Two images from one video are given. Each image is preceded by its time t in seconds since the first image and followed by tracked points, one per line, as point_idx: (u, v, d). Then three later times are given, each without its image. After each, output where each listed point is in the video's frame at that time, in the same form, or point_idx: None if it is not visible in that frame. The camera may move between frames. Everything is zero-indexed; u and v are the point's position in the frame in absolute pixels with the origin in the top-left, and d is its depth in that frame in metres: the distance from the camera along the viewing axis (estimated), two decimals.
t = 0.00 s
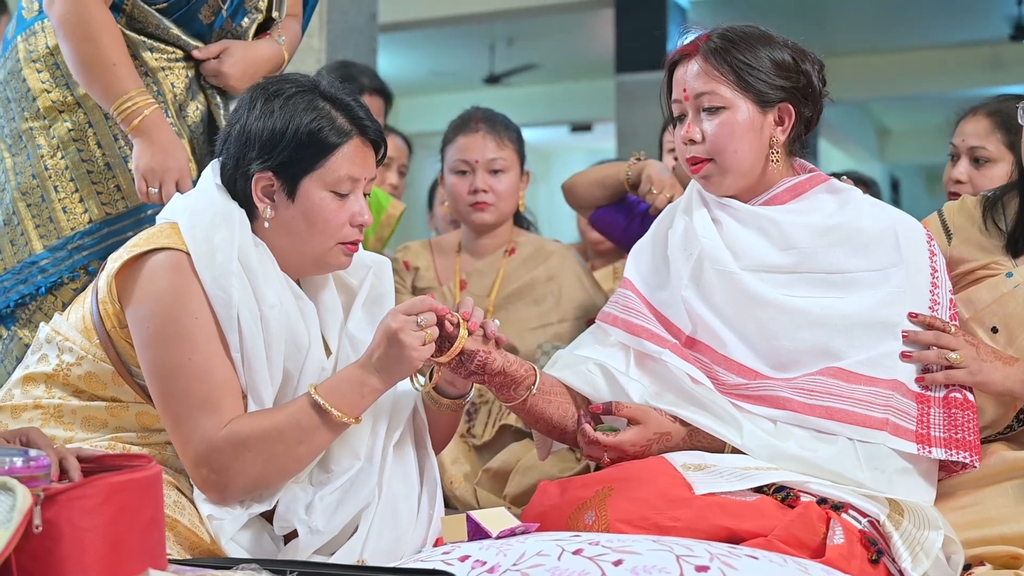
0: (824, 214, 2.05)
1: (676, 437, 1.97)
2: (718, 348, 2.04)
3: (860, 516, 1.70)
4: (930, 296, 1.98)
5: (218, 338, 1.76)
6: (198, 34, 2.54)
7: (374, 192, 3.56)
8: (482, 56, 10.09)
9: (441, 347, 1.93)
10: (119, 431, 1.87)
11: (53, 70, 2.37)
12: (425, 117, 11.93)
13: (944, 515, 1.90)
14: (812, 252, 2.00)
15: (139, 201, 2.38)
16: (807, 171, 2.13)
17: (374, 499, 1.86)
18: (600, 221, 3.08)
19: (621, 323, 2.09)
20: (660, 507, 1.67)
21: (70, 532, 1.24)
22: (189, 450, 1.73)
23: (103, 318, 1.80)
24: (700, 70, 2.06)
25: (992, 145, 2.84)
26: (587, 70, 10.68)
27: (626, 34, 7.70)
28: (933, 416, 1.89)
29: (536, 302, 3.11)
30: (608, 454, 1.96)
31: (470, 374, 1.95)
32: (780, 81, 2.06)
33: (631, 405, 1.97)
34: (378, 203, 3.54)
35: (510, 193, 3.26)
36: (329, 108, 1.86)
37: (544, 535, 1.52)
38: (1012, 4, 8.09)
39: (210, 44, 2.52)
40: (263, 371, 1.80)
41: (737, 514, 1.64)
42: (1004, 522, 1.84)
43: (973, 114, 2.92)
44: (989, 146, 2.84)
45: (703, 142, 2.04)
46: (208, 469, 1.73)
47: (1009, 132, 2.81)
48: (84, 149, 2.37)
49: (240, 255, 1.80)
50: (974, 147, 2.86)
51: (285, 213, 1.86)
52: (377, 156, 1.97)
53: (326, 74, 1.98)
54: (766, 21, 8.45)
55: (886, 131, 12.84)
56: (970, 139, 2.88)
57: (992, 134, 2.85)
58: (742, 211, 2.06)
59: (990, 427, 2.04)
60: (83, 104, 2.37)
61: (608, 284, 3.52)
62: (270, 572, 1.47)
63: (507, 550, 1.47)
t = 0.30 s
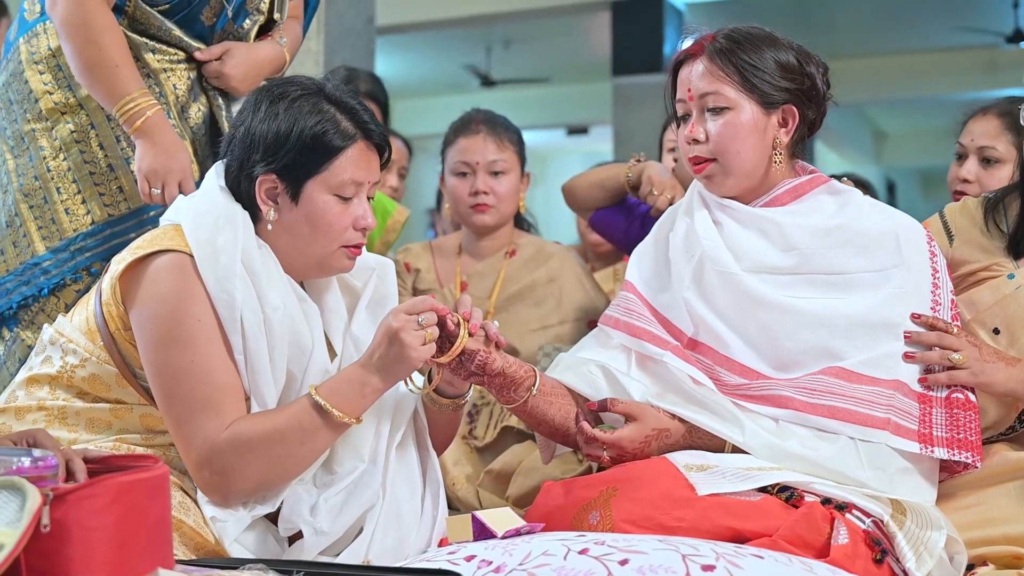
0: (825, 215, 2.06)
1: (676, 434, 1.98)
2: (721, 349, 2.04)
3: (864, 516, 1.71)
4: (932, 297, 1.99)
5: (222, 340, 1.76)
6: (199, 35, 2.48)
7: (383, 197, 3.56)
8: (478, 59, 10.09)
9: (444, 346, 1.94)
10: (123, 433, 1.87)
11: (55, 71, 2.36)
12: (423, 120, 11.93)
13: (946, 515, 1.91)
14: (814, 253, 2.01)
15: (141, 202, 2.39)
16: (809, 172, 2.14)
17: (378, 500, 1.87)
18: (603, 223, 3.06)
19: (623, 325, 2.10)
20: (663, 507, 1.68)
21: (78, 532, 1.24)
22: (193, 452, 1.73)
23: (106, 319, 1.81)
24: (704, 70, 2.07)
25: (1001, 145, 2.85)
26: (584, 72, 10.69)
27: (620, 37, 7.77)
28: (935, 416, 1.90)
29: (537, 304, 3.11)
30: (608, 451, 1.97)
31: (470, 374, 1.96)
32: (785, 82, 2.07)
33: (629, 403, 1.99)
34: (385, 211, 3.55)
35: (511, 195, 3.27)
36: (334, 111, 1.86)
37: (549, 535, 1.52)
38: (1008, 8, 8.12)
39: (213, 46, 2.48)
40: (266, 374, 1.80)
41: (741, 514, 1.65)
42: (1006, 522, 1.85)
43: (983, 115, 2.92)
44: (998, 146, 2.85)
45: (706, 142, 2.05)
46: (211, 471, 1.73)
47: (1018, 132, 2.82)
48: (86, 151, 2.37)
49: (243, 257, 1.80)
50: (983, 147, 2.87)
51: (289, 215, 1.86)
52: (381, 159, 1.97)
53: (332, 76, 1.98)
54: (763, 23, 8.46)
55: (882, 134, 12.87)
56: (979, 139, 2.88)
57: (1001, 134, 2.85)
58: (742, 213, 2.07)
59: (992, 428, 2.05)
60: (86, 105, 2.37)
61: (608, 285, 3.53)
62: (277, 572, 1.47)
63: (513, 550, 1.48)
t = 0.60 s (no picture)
0: (826, 216, 2.06)
1: (679, 422, 1.98)
2: (725, 349, 2.04)
3: (869, 516, 1.72)
4: (934, 297, 2.00)
5: (226, 342, 1.77)
6: (203, 37, 2.46)
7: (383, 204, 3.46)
8: (476, 61, 10.09)
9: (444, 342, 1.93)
10: (128, 434, 1.87)
11: (59, 74, 2.35)
12: (422, 122, 11.94)
13: (950, 515, 1.92)
14: (815, 254, 2.02)
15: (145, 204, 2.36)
16: (811, 173, 2.15)
17: (384, 500, 1.87)
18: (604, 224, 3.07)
19: (626, 326, 2.11)
20: (668, 507, 1.71)
21: (88, 532, 1.25)
22: (198, 454, 1.73)
23: (111, 322, 1.81)
24: (710, 70, 2.08)
25: (1008, 146, 2.86)
26: (583, 74, 10.69)
27: (619, 39, 7.78)
28: (937, 415, 1.91)
29: (539, 306, 3.11)
30: (613, 440, 1.96)
31: (472, 373, 1.96)
32: (790, 84, 2.08)
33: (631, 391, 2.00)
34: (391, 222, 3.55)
35: (512, 197, 3.28)
36: (339, 114, 1.87)
37: (555, 535, 1.53)
38: (1005, 10, 8.16)
39: (216, 48, 2.46)
40: (271, 376, 1.80)
41: (746, 514, 1.67)
42: (1010, 522, 1.86)
43: (990, 116, 2.94)
44: (1005, 147, 2.87)
45: (711, 142, 2.06)
46: (217, 472, 1.73)
47: None
48: (89, 153, 2.35)
49: (248, 260, 1.81)
50: (991, 148, 2.88)
51: (293, 218, 1.86)
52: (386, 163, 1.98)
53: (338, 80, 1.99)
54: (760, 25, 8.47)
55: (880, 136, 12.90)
56: (986, 140, 2.90)
57: (1008, 135, 2.87)
58: (743, 214, 2.07)
59: (994, 428, 2.07)
60: (89, 107, 2.34)
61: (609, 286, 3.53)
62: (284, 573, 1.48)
63: (519, 550, 1.48)
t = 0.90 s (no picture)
0: (828, 216, 2.07)
1: (680, 406, 1.96)
2: (729, 345, 2.05)
3: (875, 517, 1.73)
4: (937, 298, 2.01)
5: (234, 345, 1.77)
6: (209, 40, 2.47)
7: (388, 209, 3.47)
8: (474, 64, 10.10)
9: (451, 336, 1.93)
10: (135, 436, 1.87)
11: (64, 77, 2.35)
12: (422, 125, 11.95)
13: (954, 517, 1.93)
14: (817, 253, 2.03)
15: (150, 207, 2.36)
16: (813, 175, 2.15)
17: (391, 502, 1.88)
18: (607, 227, 3.08)
19: (629, 327, 2.11)
20: (675, 509, 1.72)
21: (100, 532, 1.26)
22: (205, 457, 1.74)
23: (119, 325, 1.81)
24: (717, 73, 2.09)
25: (1013, 149, 2.88)
26: (582, 78, 10.70)
27: (617, 43, 7.82)
28: (937, 414, 1.92)
29: (542, 308, 3.12)
30: (615, 421, 1.95)
31: (479, 369, 1.96)
32: (796, 87, 2.09)
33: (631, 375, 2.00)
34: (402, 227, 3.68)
35: (516, 200, 3.28)
36: (346, 118, 1.87)
37: (562, 536, 1.53)
38: (1002, 14, 8.22)
39: (221, 51, 2.46)
40: (279, 379, 1.81)
41: (753, 515, 1.68)
42: (1013, 524, 1.87)
43: (995, 119, 2.95)
44: (1010, 150, 2.88)
45: (718, 144, 2.07)
46: (224, 475, 1.74)
47: None
48: (95, 155, 2.35)
49: (256, 263, 1.81)
50: (996, 151, 2.89)
51: (300, 221, 1.87)
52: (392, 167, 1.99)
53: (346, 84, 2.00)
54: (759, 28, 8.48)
55: (878, 139, 12.94)
56: (990, 143, 2.91)
57: (1013, 139, 2.88)
58: (747, 214, 2.08)
59: (998, 430, 2.08)
60: (94, 110, 2.34)
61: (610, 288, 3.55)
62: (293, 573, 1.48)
63: (527, 551, 1.49)
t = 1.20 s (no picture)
0: (831, 219, 2.07)
1: (679, 404, 1.95)
2: (734, 344, 2.06)
3: (882, 521, 1.74)
4: (941, 301, 2.02)
5: (240, 351, 1.77)
6: (215, 45, 2.48)
7: (394, 214, 3.38)
8: (474, 69, 10.12)
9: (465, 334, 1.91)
10: (144, 440, 1.87)
11: (71, 80, 2.34)
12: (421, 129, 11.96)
13: (959, 520, 1.95)
14: (820, 256, 2.04)
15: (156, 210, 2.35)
16: (817, 178, 2.16)
17: (398, 505, 1.88)
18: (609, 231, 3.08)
19: (636, 331, 2.11)
20: (682, 512, 1.74)
21: (112, 533, 1.27)
22: (209, 463, 1.73)
23: (128, 328, 1.81)
24: (722, 78, 2.10)
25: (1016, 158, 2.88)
26: (582, 83, 10.72)
27: (618, 47, 7.85)
28: (939, 414, 1.93)
29: (545, 312, 3.12)
30: (614, 420, 1.94)
31: (494, 371, 1.95)
32: (801, 92, 2.10)
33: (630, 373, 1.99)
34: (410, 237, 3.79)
35: (520, 204, 3.29)
36: (354, 122, 1.88)
37: (570, 538, 1.55)
38: (1001, 19, 8.26)
39: (228, 56, 2.47)
40: (284, 386, 1.81)
41: (761, 518, 1.69)
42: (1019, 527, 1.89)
43: (1000, 126, 2.95)
44: (1012, 158, 2.88)
45: (723, 149, 2.08)
46: (228, 481, 1.73)
47: None
48: (101, 159, 2.35)
49: (265, 269, 1.81)
50: (998, 160, 2.90)
51: (309, 226, 1.88)
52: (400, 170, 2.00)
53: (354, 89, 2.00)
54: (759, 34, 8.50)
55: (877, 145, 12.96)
56: (993, 151, 2.92)
57: (1016, 147, 2.89)
58: (751, 217, 2.10)
59: (1003, 434, 2.10)
60: (101, 113, 2.34)
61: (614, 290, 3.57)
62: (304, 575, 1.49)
63: (536, 553, 1.50)
